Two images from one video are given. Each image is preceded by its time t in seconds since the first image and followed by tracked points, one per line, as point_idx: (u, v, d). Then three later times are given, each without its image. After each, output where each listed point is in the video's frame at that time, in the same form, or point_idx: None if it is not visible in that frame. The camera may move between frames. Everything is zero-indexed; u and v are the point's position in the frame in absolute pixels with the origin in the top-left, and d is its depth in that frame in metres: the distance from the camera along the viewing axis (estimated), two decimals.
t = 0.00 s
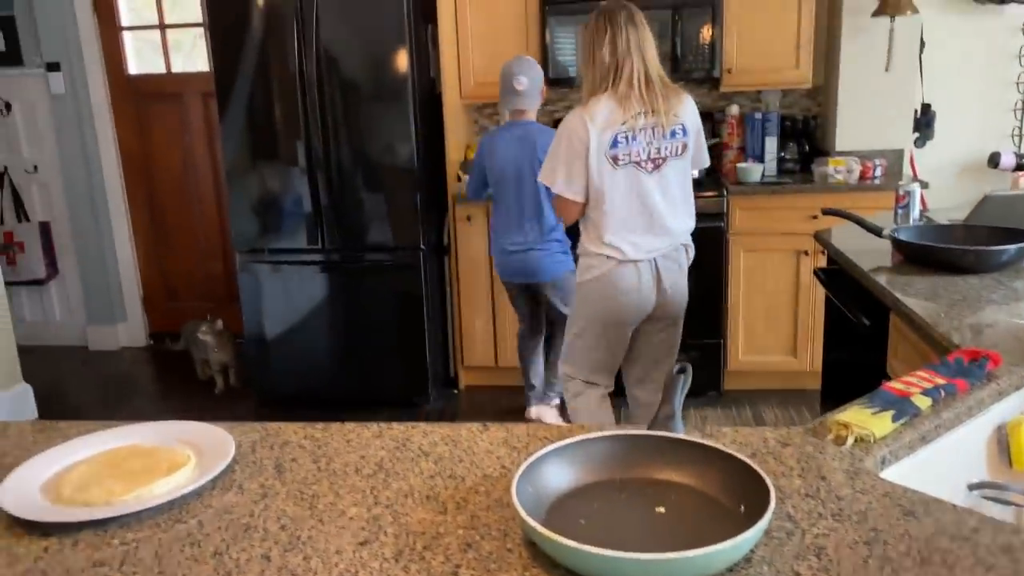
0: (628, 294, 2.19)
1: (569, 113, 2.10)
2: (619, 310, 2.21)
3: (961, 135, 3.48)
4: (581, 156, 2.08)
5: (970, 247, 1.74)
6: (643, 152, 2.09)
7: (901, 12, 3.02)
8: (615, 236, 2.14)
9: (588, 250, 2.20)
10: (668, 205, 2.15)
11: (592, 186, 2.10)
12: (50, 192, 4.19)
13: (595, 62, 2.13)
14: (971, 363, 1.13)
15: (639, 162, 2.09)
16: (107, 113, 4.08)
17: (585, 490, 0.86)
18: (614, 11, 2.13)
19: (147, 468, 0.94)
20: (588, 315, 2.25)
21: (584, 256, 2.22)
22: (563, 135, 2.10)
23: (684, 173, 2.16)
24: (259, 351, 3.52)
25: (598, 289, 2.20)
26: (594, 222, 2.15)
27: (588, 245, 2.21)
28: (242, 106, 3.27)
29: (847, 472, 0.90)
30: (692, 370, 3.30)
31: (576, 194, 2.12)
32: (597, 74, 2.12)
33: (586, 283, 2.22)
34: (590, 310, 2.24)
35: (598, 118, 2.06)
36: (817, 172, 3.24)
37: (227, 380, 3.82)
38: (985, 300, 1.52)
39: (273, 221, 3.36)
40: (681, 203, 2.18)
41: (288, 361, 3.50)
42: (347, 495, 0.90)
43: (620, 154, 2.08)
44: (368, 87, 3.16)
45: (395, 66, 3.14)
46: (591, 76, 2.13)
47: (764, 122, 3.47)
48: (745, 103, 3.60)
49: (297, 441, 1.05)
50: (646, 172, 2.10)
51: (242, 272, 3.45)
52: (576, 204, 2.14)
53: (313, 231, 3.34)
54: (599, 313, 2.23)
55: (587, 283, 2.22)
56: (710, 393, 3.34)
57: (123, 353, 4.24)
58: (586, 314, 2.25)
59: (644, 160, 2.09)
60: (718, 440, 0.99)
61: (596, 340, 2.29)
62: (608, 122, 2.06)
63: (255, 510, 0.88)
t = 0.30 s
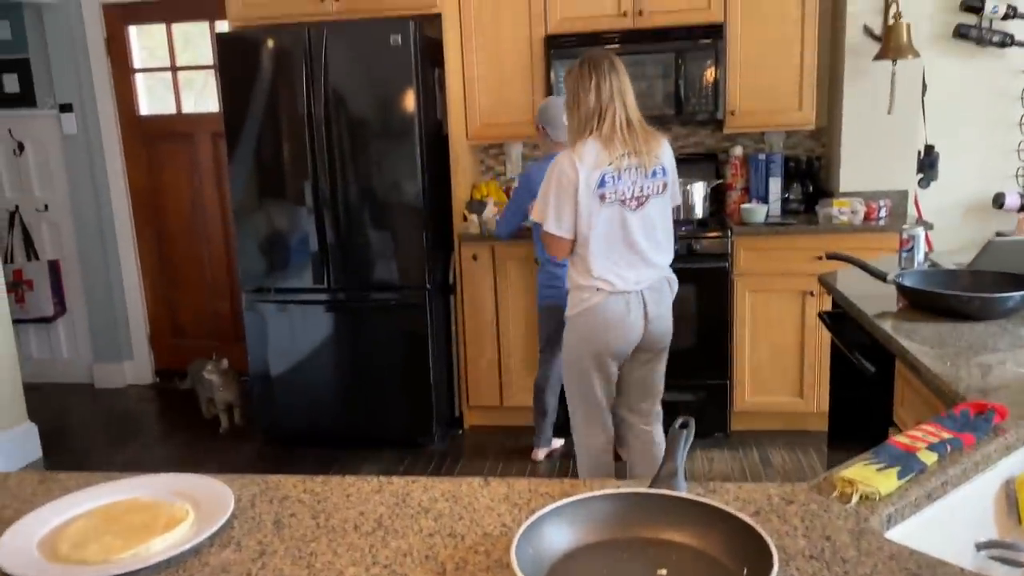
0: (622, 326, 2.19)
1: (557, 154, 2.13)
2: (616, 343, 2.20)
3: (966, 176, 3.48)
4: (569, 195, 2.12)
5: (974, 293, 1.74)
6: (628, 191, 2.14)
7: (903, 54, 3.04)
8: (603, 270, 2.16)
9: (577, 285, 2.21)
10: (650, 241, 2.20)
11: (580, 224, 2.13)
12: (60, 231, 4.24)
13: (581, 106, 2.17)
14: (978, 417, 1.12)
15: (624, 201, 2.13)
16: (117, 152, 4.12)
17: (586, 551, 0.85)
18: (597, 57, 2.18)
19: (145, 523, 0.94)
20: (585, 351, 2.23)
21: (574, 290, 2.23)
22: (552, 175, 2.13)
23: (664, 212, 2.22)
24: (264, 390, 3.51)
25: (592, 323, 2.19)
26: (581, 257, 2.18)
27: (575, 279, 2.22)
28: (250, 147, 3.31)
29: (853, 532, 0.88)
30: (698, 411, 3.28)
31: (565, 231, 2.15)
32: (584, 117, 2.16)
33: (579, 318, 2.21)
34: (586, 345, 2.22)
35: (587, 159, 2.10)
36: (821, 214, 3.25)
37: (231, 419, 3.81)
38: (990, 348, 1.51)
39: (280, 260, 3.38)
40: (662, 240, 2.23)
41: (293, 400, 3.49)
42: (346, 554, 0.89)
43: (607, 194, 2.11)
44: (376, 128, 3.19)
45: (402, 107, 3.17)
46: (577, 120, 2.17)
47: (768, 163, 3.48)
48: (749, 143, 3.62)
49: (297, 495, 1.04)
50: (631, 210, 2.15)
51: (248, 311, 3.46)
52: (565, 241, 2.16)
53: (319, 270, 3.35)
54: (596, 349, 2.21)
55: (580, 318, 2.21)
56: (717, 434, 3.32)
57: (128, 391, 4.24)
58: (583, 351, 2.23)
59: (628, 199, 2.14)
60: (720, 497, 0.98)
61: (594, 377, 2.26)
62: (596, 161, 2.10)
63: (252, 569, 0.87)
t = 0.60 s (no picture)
0: (634, 348, 2.20)
1: (561, 183, 2.14)
2: (625, 368, 2.20)
3: (962, 203, 3.50)
4: (581, 221, 2.12)
5: (972, 321, 1.74)
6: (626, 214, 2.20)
7: (898, 82, 3.07)
8: (617, 289, 2.17)
9: (587, 308, 2.20)
10: (646, 261, 2.26)
11: (591, 248, 2.14)
12: (60, 255, 4.25)
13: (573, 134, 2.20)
14: (976, 447, 1.12)
15: (625, 223, 2.18)
16: (118, 177, 4.14)
17: None
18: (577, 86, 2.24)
19: (138, 555, 0.93)
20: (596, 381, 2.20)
21: (583, 315, 2.20)
22: (560, 203, 2.13)
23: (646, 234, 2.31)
24: (262, 416, 3.50)
25: (604, 349, 2.18)
26: (592, 280, 2.17)
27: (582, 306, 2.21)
28: (251, 172, 3.32)
29: (851, 565, 0.88)
30: (697, 437, 3.26)
31: (577, 256, 2.14)
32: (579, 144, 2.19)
33: (590, 344, 2.19)
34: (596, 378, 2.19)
35: (597, 182, 2.14)
36: (819, 240, 3.27)
37: (229, 445, 3.79)
38: (989, 377, 1.50)
39: (279, 284, 3.38)
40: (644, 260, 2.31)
41: (291, 426, 3.47)
42: None
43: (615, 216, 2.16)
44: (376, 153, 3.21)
45: (402, 133, 3.19)
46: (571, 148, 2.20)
47: (766, 190, 3.49)
48: (747, 170, 3.64)
49: (292, 526, 1.04)
50: (631, 232, 2.21)
51: (247, 336, 3.46)
52: (576, 266, 2.15)
53: (319, 296, 3.35)
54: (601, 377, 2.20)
55: (594, 347, 2.18)
56: (717, 460, 3.30)
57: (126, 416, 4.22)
58: (594, 379, 2.19)
59: (628, 220, 2.20)
60: (718, 529, 0.97)
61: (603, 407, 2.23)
62: (600, 186, 2.14)
63: None
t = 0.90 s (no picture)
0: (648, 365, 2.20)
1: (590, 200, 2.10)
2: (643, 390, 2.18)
3: (962, 218, 3.51)
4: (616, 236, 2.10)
5: (972, 337, 1.74)
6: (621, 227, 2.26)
7: (897, 98, 3.08)
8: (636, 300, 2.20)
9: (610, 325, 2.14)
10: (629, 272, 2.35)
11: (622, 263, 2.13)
12: (62, 268, 4.26)
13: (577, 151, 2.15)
14: (977, 464, 1.11)
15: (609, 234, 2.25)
16: (120, 190, 4.15)
17: None
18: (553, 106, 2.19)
19: (136, 569, 0.93)
20: (622, 403, 2.14)
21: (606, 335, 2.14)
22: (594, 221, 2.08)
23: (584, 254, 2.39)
24: (262, 429, 3.50)
25: (629, 370, 2.14)
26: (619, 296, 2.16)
27: (602, 327, 2.15)
28: (253, 185, 3.33)
29: None
30: (698, 452, 3.26)
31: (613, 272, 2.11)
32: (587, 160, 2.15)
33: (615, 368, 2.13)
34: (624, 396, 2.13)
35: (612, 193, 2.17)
36: (819, 254, 3.27)
37: (229, 458, 3.78)
38: (990, 393, 1.50)
39: (279, 297, 3.39)
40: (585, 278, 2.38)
41: (291, 439, 3.47)
42: None
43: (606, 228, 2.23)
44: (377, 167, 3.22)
45: (404, 147, 3.21)
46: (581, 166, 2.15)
47: (766, 205, 3.49)
48: (747, 185, 3.65)
49: (291, 540, 1.04)
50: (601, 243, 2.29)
51: (247, 349, 3.46)
52: (614, 281, 2.11)
53: (320, 309, 3.35)
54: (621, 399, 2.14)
55: (621, 370, 2.13)
56: (717, 475, 3.30)
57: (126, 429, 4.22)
58: (619, 406, 2.14)
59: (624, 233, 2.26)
60: (718, 545, 0.97)
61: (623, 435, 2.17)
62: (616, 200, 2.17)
63: None
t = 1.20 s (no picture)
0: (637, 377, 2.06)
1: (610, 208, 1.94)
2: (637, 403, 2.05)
3: (970, 227, 3.50)
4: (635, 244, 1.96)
5: (981, 347, 1.74)
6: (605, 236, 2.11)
7: (905, 106, 3.08)
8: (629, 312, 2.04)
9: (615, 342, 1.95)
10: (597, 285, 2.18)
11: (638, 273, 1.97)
12: (70, 273, 4.28)
13: (579, 155, 1.94)
14: (988, 474, 1.11)
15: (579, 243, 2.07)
16: (129, 196, 4.17)
17: None
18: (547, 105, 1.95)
19: None
20: (624, 431, 1.98)
21: (614, 354, 1.95)
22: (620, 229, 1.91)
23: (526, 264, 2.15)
24: (269, 435, 3.50)
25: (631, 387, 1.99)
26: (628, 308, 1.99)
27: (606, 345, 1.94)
28: (261, 192, 3.35)
29: None
30: (705, 460, 3.25)
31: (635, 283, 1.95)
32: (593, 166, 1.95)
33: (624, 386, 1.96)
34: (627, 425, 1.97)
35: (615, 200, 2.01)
36: (827, 263, 3.27)
37: (236, 463, 3.78)
38: (1000, 403, 1.50)
39: (287, 304, 3.40)
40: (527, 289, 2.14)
41: (298, 446, 3.47)
42: None
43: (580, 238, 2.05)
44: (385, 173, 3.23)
45: (411, 154, 3.22)
46: (589, 170, 1.93)
47: (773, 213, 3.50)
48: (754, 193, 3.65)
49: (304, 548, 1.04)
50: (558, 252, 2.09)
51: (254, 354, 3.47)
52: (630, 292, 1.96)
53: (327, 315, 3.36)
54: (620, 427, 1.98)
55: (627, 391, 1.97)
56: (724, 483, 3.29)
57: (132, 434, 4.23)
58: (626, 424, 1.98)
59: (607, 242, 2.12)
60: (729, 555, 0.97)
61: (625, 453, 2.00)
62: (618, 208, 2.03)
63: None
